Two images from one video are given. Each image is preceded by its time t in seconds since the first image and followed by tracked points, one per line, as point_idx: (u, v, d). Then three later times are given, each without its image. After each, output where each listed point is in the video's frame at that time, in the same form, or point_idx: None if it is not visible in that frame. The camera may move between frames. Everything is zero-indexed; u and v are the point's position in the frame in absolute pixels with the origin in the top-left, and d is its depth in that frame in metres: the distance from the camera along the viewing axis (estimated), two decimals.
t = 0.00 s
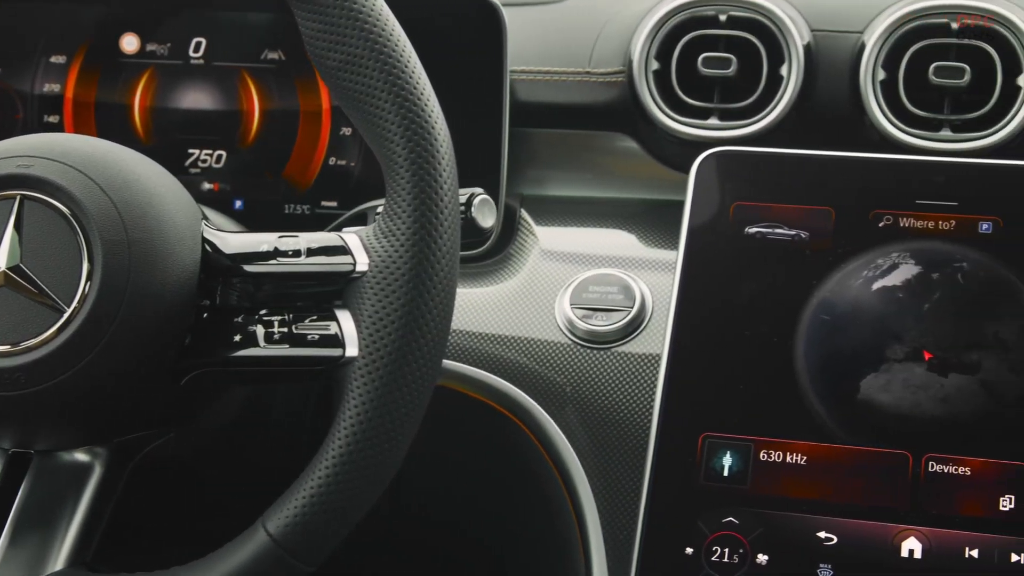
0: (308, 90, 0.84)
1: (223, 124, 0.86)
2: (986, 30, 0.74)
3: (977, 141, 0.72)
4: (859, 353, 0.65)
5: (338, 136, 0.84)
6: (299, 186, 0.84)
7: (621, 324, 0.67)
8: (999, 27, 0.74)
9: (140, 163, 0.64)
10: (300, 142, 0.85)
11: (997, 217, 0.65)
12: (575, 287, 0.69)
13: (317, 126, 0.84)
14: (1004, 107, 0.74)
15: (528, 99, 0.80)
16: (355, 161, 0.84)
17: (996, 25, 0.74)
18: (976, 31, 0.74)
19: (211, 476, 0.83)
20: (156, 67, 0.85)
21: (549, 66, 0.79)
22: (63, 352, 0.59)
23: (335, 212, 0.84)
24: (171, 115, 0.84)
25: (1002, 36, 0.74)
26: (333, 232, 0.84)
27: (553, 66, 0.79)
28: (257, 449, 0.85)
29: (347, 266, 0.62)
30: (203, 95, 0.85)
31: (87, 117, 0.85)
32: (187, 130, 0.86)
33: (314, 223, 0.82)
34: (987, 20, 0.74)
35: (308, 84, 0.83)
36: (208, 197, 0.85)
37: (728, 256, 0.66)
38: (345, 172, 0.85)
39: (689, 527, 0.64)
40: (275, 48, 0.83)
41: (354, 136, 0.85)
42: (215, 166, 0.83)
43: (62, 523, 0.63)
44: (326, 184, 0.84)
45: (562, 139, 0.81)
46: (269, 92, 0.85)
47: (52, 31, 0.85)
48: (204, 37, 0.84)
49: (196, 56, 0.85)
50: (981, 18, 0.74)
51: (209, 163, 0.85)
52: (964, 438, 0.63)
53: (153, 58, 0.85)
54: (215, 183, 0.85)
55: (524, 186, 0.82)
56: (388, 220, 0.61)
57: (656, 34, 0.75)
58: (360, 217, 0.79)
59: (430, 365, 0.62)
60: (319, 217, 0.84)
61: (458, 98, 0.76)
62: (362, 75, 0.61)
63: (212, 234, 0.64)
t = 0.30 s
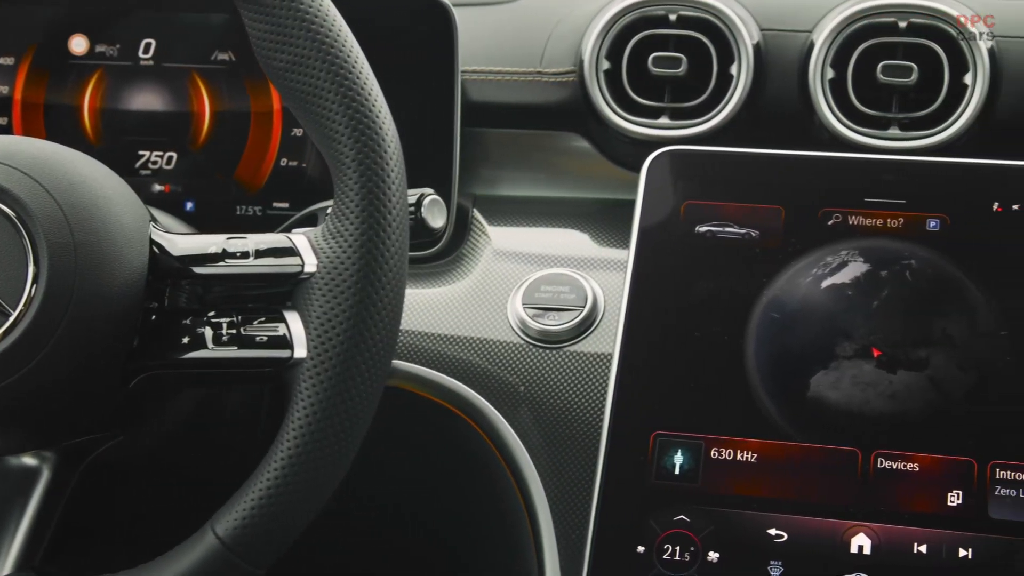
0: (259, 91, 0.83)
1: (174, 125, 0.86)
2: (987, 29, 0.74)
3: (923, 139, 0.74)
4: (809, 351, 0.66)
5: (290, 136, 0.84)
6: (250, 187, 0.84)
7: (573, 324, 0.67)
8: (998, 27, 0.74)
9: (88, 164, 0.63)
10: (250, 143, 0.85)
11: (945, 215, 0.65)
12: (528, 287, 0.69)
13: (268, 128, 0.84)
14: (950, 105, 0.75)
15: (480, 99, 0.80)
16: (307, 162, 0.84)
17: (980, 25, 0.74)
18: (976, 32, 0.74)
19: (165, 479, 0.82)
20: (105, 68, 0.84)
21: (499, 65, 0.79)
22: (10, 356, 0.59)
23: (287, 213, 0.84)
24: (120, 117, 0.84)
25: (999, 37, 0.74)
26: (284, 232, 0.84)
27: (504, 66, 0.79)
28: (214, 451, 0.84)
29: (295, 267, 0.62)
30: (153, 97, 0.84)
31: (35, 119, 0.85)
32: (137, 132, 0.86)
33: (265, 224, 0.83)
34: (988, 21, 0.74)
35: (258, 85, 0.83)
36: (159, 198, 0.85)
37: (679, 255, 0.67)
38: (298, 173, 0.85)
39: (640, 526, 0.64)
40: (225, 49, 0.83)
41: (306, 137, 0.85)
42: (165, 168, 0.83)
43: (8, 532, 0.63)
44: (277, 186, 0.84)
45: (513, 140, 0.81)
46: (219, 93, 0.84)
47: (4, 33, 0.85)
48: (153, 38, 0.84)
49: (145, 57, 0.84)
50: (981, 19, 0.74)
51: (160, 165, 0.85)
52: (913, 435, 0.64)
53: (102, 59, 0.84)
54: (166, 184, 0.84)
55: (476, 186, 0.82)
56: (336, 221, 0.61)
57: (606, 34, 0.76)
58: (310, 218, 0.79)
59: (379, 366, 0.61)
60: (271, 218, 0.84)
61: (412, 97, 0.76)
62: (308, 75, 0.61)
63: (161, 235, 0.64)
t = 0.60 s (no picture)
0: (201, 92, 0.83)
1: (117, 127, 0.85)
2: (987, 28, 0.74)
3: (862, 138, 0.74)
4: (752, 348, 0.66)
5: (234, 137, 0.84)
6: (194, 188, 0.84)
7: (518, 324, 0.67)
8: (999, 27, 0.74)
9: (23, 167, 0.63)
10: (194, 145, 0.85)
11: (885, 213, 0.66)
12: (474, 287, 0.69)
13: (211, 128, 0.84)
14: (890, 103, 0.75)
15: (425, 99, 0.80)
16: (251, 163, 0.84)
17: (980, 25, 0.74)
18: (976, 32, 0.75)
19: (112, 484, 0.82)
20: (46, 70, 0.84)
21: (445, 65, 0.79)
22: None
23: (232, 215, 0.84)
24: (62, 119, 0.83)
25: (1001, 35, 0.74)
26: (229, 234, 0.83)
27: (449, 66, 0.79)
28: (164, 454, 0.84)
29: (235, 269, 0.61)
30: (95, 98, 0.84)
31: None
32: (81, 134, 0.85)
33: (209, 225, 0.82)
34: (988, 21, 0.74)
35: (200, 86, 0.83)
36: (102, 201, 0.84)
37: (622, 255, 0.67)
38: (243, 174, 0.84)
39: (585, 525, 0.64)
40: (167, 50, 0.83)
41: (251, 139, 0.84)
42: (107, 171, 0.83)
43: None
44: (223, 187, 0.84)
45: (459, 140, 0.81)
46: (162, 94, 0.84)
47: None
48: (95, 39, 0.83)
49: (86, 59, 0.84)
50: (980, 19, 0.75)
51: (103, 167, 0.84)
52: (855, 431, 0.64)
53: (42, 61, 0.83)
54: (109, 187, 0.84)
55: (421, 186, 0.82)
56: (276, 222, 0.61)
57: (549, 34, 0.76)
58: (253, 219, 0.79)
59: (321, 367, 0.61)
60: (216, 220, 0.84)
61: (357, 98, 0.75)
62: (245, 76, 0.60)
63: (101, 238, 0.63)
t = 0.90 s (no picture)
0: (147, 93, 0.83)
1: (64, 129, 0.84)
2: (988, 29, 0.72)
3: (807, 136, 0.73)
4: (699, 346, 0.66)
5: (181, 139, 0.84)
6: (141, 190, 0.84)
7: (467, 324, 0.68)
8: (999, 26, 0.73)
9: None
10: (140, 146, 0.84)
11: (830, 211, 0.66)
12: (423, 288, 0.69)
13: (158, 129, 0.84)
14: (836, 101, 0.75)
15: (372, 99, 0.79)
16: (198, 165, 0.84)
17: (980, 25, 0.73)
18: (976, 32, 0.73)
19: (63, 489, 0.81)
20: None
21: (393, 66, 0.79)
22: None
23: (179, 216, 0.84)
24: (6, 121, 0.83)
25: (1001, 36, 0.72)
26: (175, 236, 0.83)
27: (398, 66, 0.79)
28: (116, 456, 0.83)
29: (177, 271, 0.61)
30: (39, 101, 0.83)
31: None
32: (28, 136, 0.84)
33: (154, 227, 0.82)
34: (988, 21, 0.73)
35: (146, 87, 0.83)
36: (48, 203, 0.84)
37: (569, 254, 0.67)
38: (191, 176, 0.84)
39: (534, 524, 0.64)
40: (112, 52, 0.82)
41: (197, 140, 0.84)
42: (52, 173, 0.82)
43: None
44: (171, 189, 0.83)
45: (407, 140, 0.80)
46: (108, 96, 0.84)
47: None
48: (39, 41, 0.83)
49: (31, 61, 0.83)
50: (981, 19, 0.73)
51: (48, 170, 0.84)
52: (802, 427, 0.64)
53: None
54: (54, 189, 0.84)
55: (371, 186, 0.82)
56: (219, 223, 0.60)
57: (497, 33, 0.76)
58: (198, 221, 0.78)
59: (266, 369, 0.61)
60: (163, 222, 0.84)
61: (306, 99, 0.75)
62: (187, 76, 0.60)
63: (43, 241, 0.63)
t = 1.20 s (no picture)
0: (89, 96, 0.83)
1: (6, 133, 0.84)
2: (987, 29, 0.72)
3: (748, 135, 0.73)
4: (644, 345, 0.66)
5: (124, 142, 0.84)
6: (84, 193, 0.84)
7: (413, 324, 0.68)
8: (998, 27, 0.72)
9: None
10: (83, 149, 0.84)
11: (773, 209, 0.66)
12: (369, 288, 0.69)
13: (100, 132, 0.84)
14: (778, 100, 0.75)
15: (316, 100, 0.79)
16: (142, 167, 0.84)
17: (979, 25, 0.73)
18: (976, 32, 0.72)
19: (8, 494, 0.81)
20: None
21: (337, 66, 0.78)
22: None
23: (122, 219, 0.84)
24: None
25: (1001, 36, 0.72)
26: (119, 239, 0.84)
27: (343, 66, 0.79)
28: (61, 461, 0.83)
29: (117, 274, 0.60)
30: None
31: None
32: None
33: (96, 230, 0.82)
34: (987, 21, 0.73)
35: (87, 90, 0.82)
36: None
37: (512, 255, 0.67)
38: (135, 178, 0.84)
39: (479, 524, 0.64)
40: (53, 55, 0.82)
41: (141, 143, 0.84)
42: None
43: None
44: (114, 192, 0.83)
45: (353, 141, 0.80)
46: (50, 98, 0.83)
47: None
48: None
49: None
50: (980, 19, 0.72)
51: None
52: (745, 425, 0.65)
53: None
54: None
55: (318, 186, 0.82)
56: (158, 225, 0.59)
57: (441, 33, 0.76)
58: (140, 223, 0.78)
59: (208, 373, 0.60)
60: (107, 225, 0.84)
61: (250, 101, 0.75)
62: (125, 77, 0.58)
63: None
